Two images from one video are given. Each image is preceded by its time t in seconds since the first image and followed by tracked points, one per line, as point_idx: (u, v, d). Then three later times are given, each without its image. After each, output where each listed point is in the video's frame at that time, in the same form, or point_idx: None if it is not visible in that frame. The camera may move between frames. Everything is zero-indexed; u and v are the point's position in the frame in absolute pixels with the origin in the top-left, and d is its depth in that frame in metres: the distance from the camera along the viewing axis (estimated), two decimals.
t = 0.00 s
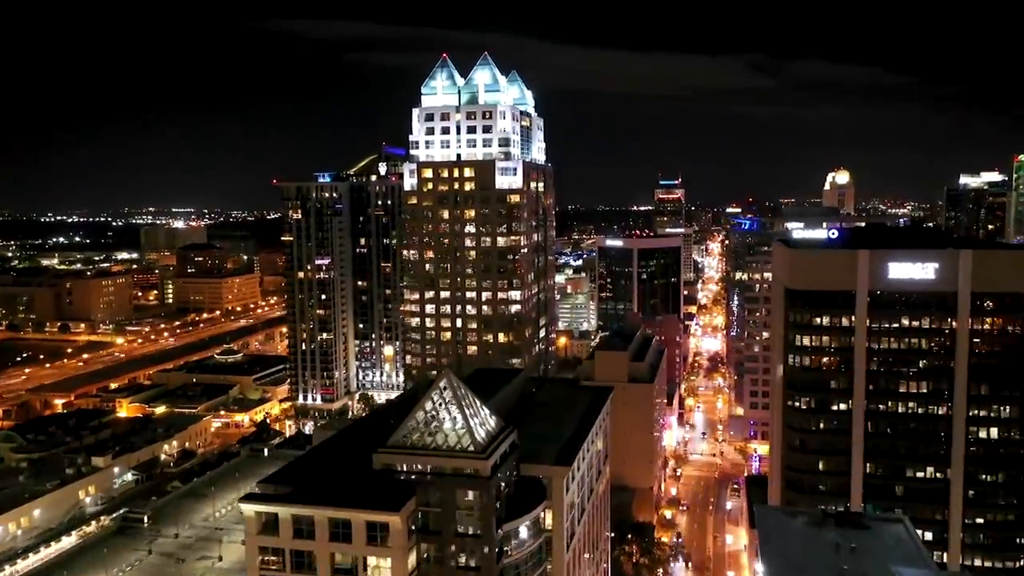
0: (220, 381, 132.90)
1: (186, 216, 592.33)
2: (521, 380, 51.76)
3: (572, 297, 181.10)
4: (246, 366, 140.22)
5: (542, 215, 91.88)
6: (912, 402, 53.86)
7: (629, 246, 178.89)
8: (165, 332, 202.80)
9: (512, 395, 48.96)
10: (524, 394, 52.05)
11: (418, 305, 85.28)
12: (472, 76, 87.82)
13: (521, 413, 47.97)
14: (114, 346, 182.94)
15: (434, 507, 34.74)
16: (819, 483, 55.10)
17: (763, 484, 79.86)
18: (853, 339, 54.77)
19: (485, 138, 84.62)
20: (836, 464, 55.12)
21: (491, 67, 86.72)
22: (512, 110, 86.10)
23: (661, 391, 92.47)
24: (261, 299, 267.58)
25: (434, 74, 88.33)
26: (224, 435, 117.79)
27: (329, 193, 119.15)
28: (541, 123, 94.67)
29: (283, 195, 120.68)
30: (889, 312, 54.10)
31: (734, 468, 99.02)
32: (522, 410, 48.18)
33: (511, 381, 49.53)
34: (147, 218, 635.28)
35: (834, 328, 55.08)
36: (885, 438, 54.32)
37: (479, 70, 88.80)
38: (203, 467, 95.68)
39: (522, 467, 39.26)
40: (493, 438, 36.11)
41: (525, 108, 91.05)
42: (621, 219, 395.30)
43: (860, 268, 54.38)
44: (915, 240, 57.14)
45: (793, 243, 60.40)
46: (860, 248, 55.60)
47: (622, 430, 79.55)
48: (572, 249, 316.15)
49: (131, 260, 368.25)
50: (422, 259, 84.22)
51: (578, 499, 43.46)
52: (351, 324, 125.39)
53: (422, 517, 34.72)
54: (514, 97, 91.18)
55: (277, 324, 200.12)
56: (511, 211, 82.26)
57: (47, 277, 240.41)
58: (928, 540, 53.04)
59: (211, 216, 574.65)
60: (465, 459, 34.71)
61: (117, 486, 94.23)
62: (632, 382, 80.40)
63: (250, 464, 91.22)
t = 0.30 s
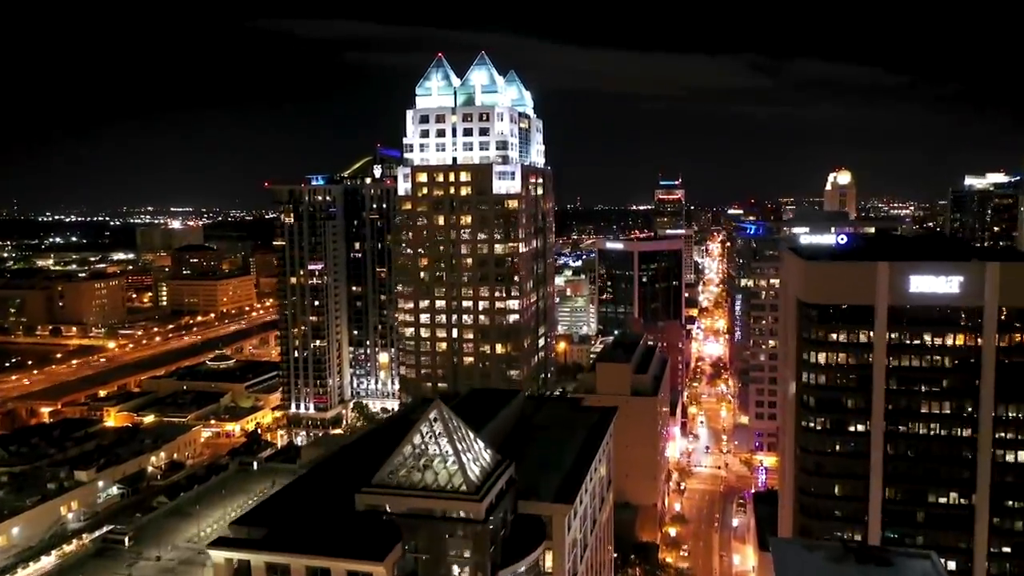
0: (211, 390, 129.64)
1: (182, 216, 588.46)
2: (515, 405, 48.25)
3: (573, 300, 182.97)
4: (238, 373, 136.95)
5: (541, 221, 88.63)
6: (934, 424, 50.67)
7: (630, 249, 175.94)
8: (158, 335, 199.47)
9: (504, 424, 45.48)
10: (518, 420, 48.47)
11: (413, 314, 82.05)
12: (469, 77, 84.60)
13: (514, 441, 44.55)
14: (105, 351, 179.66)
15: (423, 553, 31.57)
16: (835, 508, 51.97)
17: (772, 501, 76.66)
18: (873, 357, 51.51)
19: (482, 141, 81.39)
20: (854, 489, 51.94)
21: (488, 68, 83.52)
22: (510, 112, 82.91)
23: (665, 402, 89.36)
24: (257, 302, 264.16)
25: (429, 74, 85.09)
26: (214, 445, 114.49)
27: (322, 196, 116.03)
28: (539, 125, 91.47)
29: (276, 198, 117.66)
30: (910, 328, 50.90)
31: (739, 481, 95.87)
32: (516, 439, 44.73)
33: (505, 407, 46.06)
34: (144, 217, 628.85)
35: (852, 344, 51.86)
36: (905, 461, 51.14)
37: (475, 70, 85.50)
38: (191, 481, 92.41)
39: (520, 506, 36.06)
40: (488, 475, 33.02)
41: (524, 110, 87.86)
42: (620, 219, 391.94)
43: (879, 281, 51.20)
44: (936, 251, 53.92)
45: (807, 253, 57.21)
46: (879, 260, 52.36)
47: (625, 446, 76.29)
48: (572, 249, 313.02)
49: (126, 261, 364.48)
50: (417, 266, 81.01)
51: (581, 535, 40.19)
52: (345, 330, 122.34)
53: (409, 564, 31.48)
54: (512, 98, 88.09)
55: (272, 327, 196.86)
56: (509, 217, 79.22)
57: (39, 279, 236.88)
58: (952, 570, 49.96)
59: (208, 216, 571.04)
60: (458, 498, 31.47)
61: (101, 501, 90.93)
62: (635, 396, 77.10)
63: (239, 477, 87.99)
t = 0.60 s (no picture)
0: (202, 398, 126.51)
1: (180, 216, 584.59)
2: (509, 435, 45.05)
3: (572, 305, 177.38)
4: (230, 381, 133.57)
5: (540, 227, 85.41)
6: (960, 450, 47.45)
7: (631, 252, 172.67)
8: (151, 340, 196.07)
9: (496, 457, 42.28)
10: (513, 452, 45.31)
11: (407, 324, 78.72)
12: (465, 78, 81.35)
13: (508, 479, 41.30)
14: (97, 356, 176.20)
15: None
16: (854, 538, 48.84)
17: (782, 520, 73.31)
18: (894, 377, 48.24)
19: (479, 145, 78.19)
20: (874, 516, 48.70)
21: (485, 69, 80.37)
22: (508, 114, 79.79)
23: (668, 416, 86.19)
24: (253, 304, 261.07)
25: (423, 75, 81.89)
26: (204, 457, 111.13)
27: (315, 201, 113.30)
28: (539, 129, 88.31)
29: (268, 203, 114.53)
30: (934, 347, 47.61)
31: (745, 495, 92.46)
32: (511, 475, 41.52)
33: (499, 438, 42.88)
34: (141, 218, 624.71)
35: (871, 364, 48.59)
36: (928, 488, 47.90)
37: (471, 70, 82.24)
38: (177, 497, 89.06)
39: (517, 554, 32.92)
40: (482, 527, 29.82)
41: (522, 113, 84.78)
42: (620, 220, 389.01)
43: (901, 297, 47.83)
44: (960, 264, 50.75)
45: (821, 267, 53.95)
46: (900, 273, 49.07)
47: (627, 462, 73.00)
48: (571, 251, 309.79)
49: (122, 263, 360.78)
50: (412, 275, 77.81)
51: None
52: (339, 338, 119.16)
53: None
54: (510, 100, 84.91)
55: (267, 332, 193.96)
56: (507, 224, 75.99)
57: (31, 282, 233.48)
58: None
59: (207, 216, 567.39)
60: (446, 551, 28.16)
61: (84, 518, 87.53)
62: (638, 410, 73.86)
63: (227, 493, 84.79)
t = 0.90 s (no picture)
0: (192, 408, 123.13)
1: (178, 216, 580.05)
2: (502, 472, 41.41)
3: (572, 310, 173.97)
4: (221, 390, 130.20)
5: (539, 236, 82.04)
6: (989, 482, 44.25)
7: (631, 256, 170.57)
8: (143, 345, 192.44)
9: (486, 500, 38.58)
10: (506, 491, 41.71)
11: (400, 338, 75.40)
12: (460, 80, 77.82)
13: (501, 524, 37.63)
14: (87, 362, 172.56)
15: None
16: None
17: (792, 543, 70.01)
18: (919, 403, 44.93)
19: (475, 151, 74.94)
20: (897, 552, 45.29)
21: (481, 70, 76.92)
22: (505, 118, 76.56)
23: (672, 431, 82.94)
24: (248, 308, 257.82)
25: (416, 77, 78.58)
26: (192, 471, 107.76)
27: (307, 206, 109.48)
28: (537, 132, 84.88)
29: (258, 208, 110.90)
30: (962, 372, 44.32)
31: (752, 512, 89.13)
32: (505, 520, 37.91)
33: (491, 477, 39.01)
34: (138, 217, 621.25)
35: (893, 389, 45.28)
36: (956, 523, 44.57)
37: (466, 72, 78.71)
38: (161, 515, 85.59)
39: None
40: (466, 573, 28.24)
41: (520, 116, 81.40)
42: (619, 221, 385.70)
43: (926, 318, 44.46)
44: (985, 280, 47.63)
45: (837, 283, 50.71)
46: (924, 291, 45.77)
47: (629, 483, 69.66)
48: (570, 252, 306.35)
49: (118, 263, 356.61)
50: (405, 285, 74.60)
51: None
52: (332, 346, 115.81)
53: None
54: (507, 103, 81.51)
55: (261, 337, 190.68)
56: (504, 233, 72.67)
57: (22, 285, 229.96)
58: None
59: (205, 216, 563.44)
60: None
61: (65, 537, 84.05)
62: (640, 428, 70.57)
63: (213, 511, 81.48)
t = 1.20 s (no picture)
0: (181, 420, 119.60)
1: (174, 217, 575.09)
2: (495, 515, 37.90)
3: (572, 314, 168.04)
4: (211, 400, 126.63)
5: (537, 245, 78.65)
6: None
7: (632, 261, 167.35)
8: (136, 351, 188.94)
9: (477, 548, 35.29)
10: (500, 535, 38.21)
11: (392, 353, 72.14)
12: (454, 83, 74.50)
13: None
14: (76, 369, 168.98)
15: None
16: None
17: (804, 569, 66.55)
18: (948, 433, 41.62)
19: (470, 157, 71.66)
20: None
21: (477, 73, 73.66)
22: (502, 123, 73.23)
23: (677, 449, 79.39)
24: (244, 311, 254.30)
25: (409, 80, 75.29)
26: (180, 486, 104.29)
27: (299, 212, 106.15)
28: (535, 137, 81.64)
29: (248, 214, 107.32)
30: (997, 401, 40.89)
31: (759, 530, 85.60)
32: (499, 571, 34.56)
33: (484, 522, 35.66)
34: (135, 218, 617.46)
35: (918, 418, 42.06)
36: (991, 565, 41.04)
37: (460, 74, 75.44)
38: (144, 535, 82.02)
39: None
40: None
41: (517, 121, 78.25)
42: (619, 223, 382.33)
43: (956, 343, 40.99)
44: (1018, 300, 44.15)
45: (857, 303, 47.31)
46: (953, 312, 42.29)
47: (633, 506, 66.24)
48: (570, 254, 302.65)
49: (113, 266, 352.93)
50: (397, 298, 71.34)
51: None
52: (325, 356, 112.42)
53: None
54: (504, 107, 78.19)
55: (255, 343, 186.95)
56: (501, 243, 69.38)
57: (13, 289, 226.14)
58: None
59: (202, 216, 559.34)
60: None
61: (45, 558, 80.59)
62: (644, 448, 67.19)
63: (198, 532, 78.01)
